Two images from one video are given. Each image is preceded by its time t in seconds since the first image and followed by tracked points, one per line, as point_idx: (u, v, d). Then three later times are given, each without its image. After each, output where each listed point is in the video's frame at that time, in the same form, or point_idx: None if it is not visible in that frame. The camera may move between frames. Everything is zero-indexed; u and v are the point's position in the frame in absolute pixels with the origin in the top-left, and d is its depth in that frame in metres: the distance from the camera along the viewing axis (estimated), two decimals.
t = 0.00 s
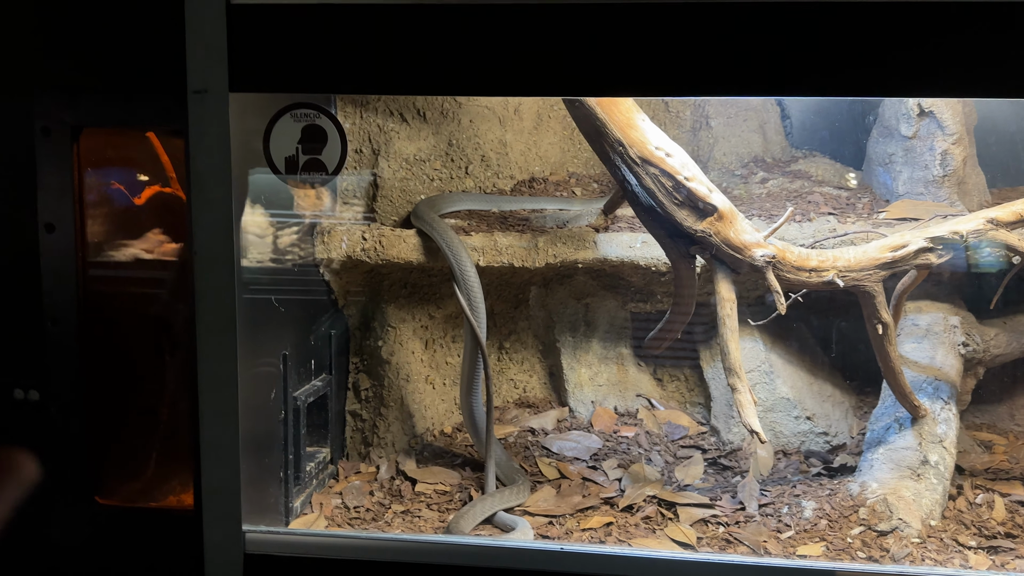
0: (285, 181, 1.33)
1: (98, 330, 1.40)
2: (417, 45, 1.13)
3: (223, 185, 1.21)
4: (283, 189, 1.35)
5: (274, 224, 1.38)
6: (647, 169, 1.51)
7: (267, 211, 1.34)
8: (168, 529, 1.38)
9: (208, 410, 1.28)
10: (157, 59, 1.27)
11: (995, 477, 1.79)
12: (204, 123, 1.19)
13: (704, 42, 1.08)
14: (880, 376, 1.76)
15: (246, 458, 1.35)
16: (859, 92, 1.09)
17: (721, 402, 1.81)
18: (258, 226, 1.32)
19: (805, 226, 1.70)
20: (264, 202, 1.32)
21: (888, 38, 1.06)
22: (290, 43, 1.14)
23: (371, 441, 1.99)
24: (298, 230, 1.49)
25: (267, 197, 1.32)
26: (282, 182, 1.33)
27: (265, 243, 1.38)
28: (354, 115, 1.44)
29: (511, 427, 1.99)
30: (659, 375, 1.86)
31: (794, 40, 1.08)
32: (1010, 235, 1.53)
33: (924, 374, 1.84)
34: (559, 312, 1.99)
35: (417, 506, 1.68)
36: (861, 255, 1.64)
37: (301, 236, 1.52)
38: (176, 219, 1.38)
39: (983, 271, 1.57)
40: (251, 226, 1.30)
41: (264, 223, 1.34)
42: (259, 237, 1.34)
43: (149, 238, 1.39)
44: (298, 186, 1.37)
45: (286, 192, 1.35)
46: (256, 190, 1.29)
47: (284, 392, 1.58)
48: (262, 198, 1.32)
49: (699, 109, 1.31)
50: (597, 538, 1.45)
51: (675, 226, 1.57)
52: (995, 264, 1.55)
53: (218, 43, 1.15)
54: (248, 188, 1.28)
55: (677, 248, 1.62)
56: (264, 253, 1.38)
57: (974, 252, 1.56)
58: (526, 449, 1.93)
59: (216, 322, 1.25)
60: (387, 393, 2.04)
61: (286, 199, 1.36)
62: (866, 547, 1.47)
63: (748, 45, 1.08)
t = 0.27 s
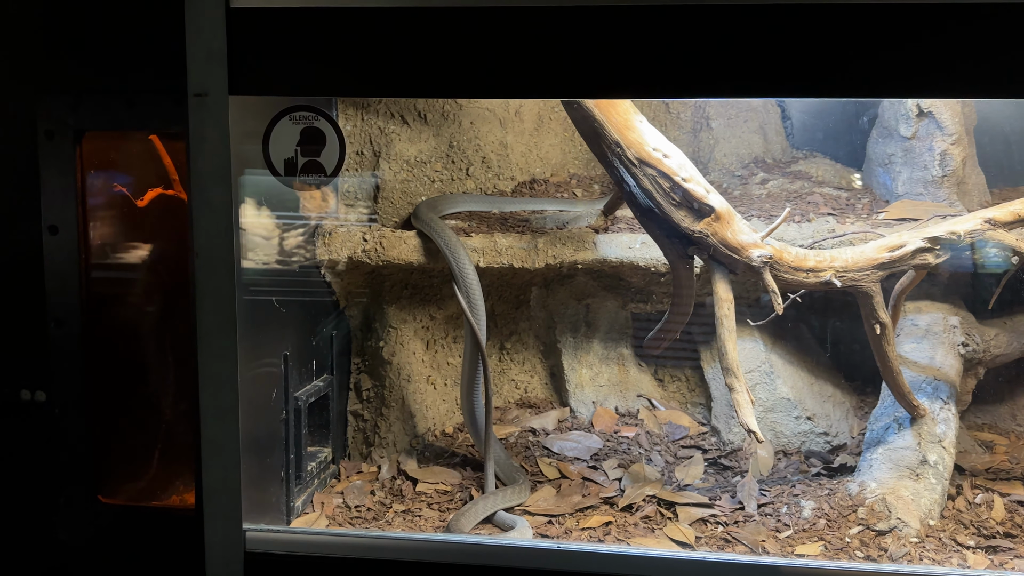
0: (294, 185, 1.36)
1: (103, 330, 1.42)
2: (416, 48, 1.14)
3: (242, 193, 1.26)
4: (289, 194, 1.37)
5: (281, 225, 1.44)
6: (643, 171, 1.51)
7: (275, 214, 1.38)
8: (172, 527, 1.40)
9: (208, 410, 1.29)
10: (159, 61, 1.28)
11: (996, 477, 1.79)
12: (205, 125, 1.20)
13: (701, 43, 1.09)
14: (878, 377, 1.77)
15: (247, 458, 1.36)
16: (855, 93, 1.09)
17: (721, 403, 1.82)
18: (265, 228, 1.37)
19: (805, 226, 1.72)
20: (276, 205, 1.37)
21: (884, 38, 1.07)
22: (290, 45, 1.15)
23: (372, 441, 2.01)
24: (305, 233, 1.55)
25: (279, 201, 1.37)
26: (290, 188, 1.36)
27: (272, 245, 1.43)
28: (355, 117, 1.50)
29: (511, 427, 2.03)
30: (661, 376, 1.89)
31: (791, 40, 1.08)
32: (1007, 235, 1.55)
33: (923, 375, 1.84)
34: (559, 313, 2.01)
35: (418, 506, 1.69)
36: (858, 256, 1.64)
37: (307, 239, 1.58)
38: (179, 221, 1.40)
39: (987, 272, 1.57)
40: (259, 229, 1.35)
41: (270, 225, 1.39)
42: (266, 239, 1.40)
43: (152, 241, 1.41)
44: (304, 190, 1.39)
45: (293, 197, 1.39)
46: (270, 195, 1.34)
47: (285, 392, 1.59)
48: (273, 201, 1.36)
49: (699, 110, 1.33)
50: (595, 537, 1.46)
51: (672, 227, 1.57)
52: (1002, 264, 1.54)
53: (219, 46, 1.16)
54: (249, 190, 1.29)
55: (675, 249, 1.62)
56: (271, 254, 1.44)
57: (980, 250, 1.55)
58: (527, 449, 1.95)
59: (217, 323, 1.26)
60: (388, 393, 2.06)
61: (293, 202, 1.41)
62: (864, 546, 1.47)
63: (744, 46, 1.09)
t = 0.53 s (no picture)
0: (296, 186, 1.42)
1: (95, 330, 1.42)
2: (403, 50, 1.14)
3: (245, 194, 1.32)
4: (282, 195, 1.41)
5: (282, 226, 1.48)
6: (631, 171, 1.52)
7: (276, 215, 1.43)
8: (164, 525, 1.41)
9: (198, 410, 1.30)
10: (149, 64, 1.29)
11: (988, 476, 1.79)
12: (193, 127, 1.20)
13: (685, 45, 1.10)
14: (870, 374, 1.81)
15: (236, 457, 1.37)
16: (838, 94, 1.10)
17: (714, 402, 1.79)
18: (266, 229, 1.42)
19: (795, 226, 1.71)
20: (276, 206, 1.42)
21: (867, 39, 1.07)
22: (279, 48, 1.16)
23: (365, 440, 2.01)
24: (305, 233, 1.60)
25: (280, 202, 1.42)
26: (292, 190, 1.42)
27: (273, 246, 1.48)
28: (347, 118, 1.54)
29: (505, 426, 2.05)
30: (655, 376, 1.93)
31: (774, 42, 1.09)
32: (995, 235, 1.56)
33: (914, 374, 1.84)
34: (553, 313, 2.05)
35: (409, 505, 1.69)
36: (846, 255, 1.65)
37: (308, 240, 1.62)
38: (171, 224, 1.43)
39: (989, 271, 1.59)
40: (260, 229, 1.39)
41: (272, 226, 1.44)
42: (268, 239, 1.44)
43: (143, 242, 1.43)
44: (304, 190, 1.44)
45: (293, 198, 1.44)
46: (272, 197, 1.39)
47: (276, 392, 1.60)
48: (274, 202, 1.40)
49: (693, 111, 1.34)
50: (585, 536, 1.47)
51: (659, 226, 1.60)
52: (1002, 264, 1.57)
53: (207, 48, 1.17)
54: (237, 190, 1.30)
55: (663, 249, 1.65)
56: (272, 255, 1.48)
57: (981, 249, 1.56)
58: (519, 448, 1.96)
59: (206, 323, 1.27)
60: (382, 393, 2.06)
61: (293, 202, 1.45)
62: (852, 545, 1.48)
63: (728, 47, 1.10)
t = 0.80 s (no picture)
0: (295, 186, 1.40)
1: (85, 328, 1.42)
2: (390, 46, 1.13)
3: (243, 194, 1.34)
4: (272, 193, 1.38)
5: (282, 225, 1.52)
6: (623, 167, 1.53)
7: (276, 215, 1.45)
8: (151, 525, 1.40)
9: (186, 409, 1.29)
10: (136, 61, 1.28)
11: (983, 475, 1.78)
12: (179, 123, 1.20)
13: (674, 40, 1.09)
14: (864, 373, 1.79)
15: (225, 456, 1.36)
16: (828, 89, 1.09)
17: (707, 401, 1.80)
18: (266, 228, 1.46)
19: (789, 224, 1.72)
20: (277, 207, 1.44)
21: (857, 34, 1.06)
22: (265, 44, 1.16)
23: (359, 439, 2.00)
24: (305, 233, 1.62)
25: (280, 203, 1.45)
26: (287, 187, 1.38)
27: (272, 245, 1.52)
28: (340, 116, 1.54)
29: (499, 425, 2.04)
30: (650, 373, 1.93)
31: (763, 37, 1.08)
32: (988, 231, 1.56)
33: (908, 372, 1.83)
34: (548, 311, 2.03)
35: (401, 504, 1.68)
36: (839, 252, 1.63)
37: (307, 240, 1.64)
38: (160, 222, 1.40)
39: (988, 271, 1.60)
40: (259, 228, 1.43)
41: (271, 226, 1.47)
42: (267, 238, 1.48)
43: (133, 241, 1.41)
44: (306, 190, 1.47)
45: (295, 197, 1.44)
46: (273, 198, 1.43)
47: (267, 390, 1.58)
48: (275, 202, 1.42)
49: (687, 108, 1.32)
50: (576, 535, 1.46)
51: (651, 225, 1.60)
52: (1003, 263, 1.58)
53: (193, 45, 1.16)
54: (224, 187, 1.29)
55: (655, 246, 1.64)
56: (271, 254, 1.52)
57: (981, 249, 1.57)
58: (514, 447, 1.96)
59: (194, 321, 1.26)
60: (375, 391, 2.06)
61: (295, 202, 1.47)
62: (846, 544, 1.47)
63: (716, 42, 1.09)
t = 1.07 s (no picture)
0: (296, 183, 1.42)
1: (85, 326, 1.40)
2: (391, 40, 1.12)
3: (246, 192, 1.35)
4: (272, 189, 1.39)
5: (283, 224, 1.52)
6: (627, 164, 1.51)
7: (278, 213, 1.47)
8: (153, 523, 1.40)
9: (186, 407, 1.28)
10: (135, 56, 1.27)
11: (990, 473, 1.76)
12: (178, 119, 1.18)
13: (678, 34, 1.07)
14: (869, 370, 1.79)
15: (226, 455, 1.35)
16: (835, 83, 1.07)
17: (712, 399, 1.76)
18: (269, 226, 1.46)
19: (793, 221, 1.72)
20: (280, 205, 1.45)
21: (864, 27, 1.05)
22: (265, 39, 1.14)
23: (360, 438, 1.99)
24: (307, 233, 1.62)
25: (283, 201, 1.45)
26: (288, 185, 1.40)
27: (274, 243, 1.52)
28: (341, 112, 1.53)
29: (500, 423, 2.02)
30: (653, 372, 1.90)
31: (769, 30, 1.07)
32: (996, 228, 1.53)
33: (914, 370, 1.82)
34: (551, 309, 2.00)
35: (403, 503, 1.67)
36: (844, 249, 1.63)
37: (309, 239, 1.64)
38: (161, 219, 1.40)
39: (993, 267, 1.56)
40: (262, 226, 1.44)
41: (273, 224, 1.48)
42: (269, 237, 1.49)
43: (134, 239, 1.41)
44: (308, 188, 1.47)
45: (296, 195, 1.46)
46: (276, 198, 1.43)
47: (267, 389, 1.58)
48: (277, 200, 1.44)
49: (691, 104, 1.31)
50: (580, 535, 1.45)
51: (655, 222, 1.58)
52: (1008, 259, 1.54)
53: (192, 39, 1.15)
54: (223, 185, 1.28)
55: (661, 245, 1.64)
56: (274, 252, 1.52)
57: (986, 245, 1.54)
58: (516, 446, 1.94)
59: (193, 319, 1.25)
60: (377, 390, 2.05)
61: (298, 200, 1.48)
62: (851, 543, 1.45)
63: (721, 36, 1.07)
